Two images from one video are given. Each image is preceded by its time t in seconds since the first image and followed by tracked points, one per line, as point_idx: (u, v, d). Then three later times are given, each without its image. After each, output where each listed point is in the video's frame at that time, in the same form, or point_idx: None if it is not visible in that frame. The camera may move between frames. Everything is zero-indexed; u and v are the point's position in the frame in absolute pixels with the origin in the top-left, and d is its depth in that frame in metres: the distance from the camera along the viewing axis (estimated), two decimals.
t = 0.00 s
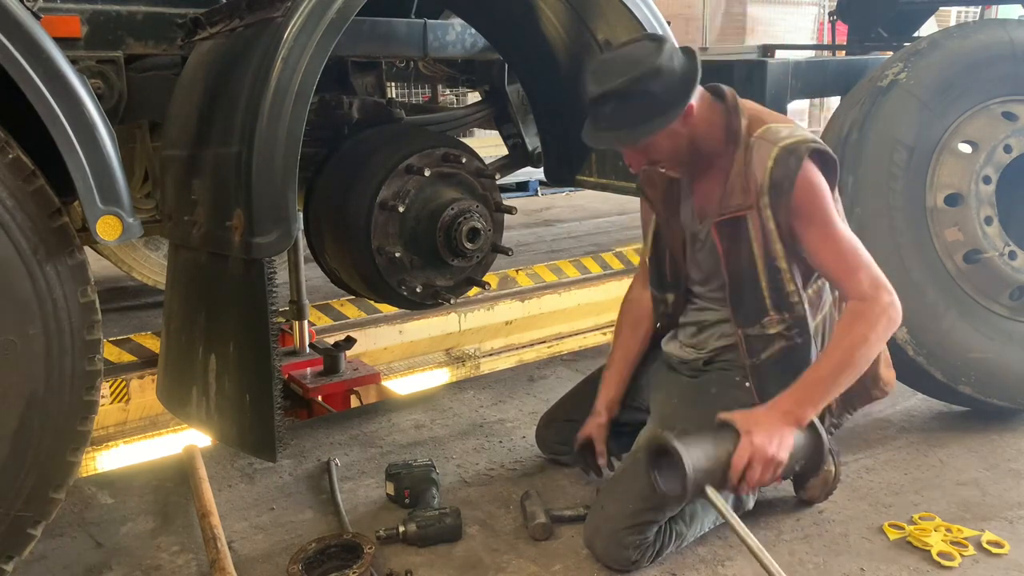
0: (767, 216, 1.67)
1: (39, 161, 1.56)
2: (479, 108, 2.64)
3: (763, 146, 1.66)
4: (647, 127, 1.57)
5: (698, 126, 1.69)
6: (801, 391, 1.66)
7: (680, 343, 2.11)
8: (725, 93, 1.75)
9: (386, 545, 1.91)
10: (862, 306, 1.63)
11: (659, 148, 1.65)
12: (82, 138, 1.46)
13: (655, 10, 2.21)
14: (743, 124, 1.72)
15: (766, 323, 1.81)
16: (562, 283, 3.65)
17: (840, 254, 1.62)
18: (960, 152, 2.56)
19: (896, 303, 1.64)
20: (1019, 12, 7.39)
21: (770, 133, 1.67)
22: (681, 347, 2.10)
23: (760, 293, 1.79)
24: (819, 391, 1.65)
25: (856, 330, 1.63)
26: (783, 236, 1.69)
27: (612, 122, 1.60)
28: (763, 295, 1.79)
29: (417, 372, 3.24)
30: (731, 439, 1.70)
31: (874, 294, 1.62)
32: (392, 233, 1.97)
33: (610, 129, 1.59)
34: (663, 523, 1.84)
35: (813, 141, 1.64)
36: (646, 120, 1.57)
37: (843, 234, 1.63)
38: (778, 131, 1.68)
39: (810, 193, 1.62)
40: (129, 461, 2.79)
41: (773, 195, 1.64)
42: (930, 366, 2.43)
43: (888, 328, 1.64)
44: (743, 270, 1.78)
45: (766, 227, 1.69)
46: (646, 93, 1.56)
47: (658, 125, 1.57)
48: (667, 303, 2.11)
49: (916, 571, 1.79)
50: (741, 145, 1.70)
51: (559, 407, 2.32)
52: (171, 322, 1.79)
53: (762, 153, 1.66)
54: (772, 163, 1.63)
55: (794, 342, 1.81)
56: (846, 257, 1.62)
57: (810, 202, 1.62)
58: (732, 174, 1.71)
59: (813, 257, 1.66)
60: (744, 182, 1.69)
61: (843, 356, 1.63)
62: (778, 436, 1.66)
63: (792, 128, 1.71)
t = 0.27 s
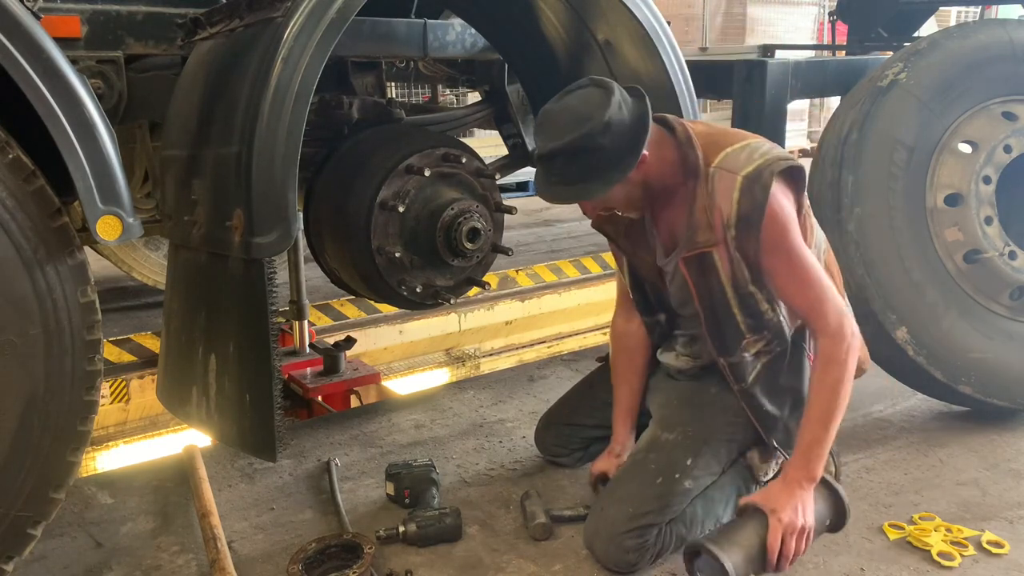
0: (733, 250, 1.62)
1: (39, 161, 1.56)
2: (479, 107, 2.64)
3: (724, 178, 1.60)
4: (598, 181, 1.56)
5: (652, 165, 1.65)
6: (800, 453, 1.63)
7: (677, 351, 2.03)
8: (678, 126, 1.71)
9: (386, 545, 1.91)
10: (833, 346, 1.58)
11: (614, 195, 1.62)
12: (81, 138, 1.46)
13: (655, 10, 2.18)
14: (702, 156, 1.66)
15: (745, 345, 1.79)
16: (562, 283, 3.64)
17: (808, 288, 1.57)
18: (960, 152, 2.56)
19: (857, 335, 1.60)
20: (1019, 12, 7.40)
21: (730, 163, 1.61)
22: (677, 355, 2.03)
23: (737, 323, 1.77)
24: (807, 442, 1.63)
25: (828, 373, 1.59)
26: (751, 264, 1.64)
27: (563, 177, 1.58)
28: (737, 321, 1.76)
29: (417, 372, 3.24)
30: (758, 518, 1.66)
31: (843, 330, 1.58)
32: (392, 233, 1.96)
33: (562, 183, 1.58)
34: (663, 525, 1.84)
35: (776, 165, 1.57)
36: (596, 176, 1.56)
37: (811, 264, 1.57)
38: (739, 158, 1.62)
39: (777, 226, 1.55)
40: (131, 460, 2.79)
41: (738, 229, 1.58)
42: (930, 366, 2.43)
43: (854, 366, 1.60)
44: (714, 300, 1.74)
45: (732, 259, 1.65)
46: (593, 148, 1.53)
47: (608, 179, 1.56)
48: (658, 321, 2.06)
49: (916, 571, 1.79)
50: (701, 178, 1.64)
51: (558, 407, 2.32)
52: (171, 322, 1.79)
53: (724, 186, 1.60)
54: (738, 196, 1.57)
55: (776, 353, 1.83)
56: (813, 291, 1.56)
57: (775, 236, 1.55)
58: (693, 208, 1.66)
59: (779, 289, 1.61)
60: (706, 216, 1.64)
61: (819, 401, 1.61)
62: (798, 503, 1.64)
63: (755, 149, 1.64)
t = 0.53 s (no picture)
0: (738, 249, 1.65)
1: (39, 161, 1.56)
2: (479, 107, 2.64)
3: (734, 180, 1.63)
4: (609, 176, 1.56)
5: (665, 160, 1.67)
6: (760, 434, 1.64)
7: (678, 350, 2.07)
8: (693, 123, 1.72)
9: (386, 545, 1.91)
10: (832, 338, 1.59)
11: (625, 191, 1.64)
12: (81, 138, 1.46)
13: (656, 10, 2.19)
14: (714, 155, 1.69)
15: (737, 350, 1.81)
16: (562, 283, 3.64)
17: (810, 281, 1.59)
18: (960, 152, 2.56)
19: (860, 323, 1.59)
20: (1019, 12, 7.39)
21: (741, 165, 1.64)
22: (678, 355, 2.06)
23: (731, 326, 1.79)
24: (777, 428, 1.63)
25: (825, 361, 1.60)
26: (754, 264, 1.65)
27: (575, 171, 1.59)
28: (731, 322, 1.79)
29: (417, 372, 3.25)
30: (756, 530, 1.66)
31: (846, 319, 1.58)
32: (392, 233, 1.96)
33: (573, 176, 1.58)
34: (663, 524, 1.84)
35: (788, 170, 1.60)
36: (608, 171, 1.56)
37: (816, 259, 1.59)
38: (750, 162, 1.65)
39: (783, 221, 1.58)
40: (129, 459, 2.82)
41: (744, 229, 1.61)
42: (930, 367, 2.42)
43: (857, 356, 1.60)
44: (712, 302, 1.77)
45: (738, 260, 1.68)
46: (607, 142, 1.53)
47: (620, 174, 1.56)
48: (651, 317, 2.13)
49: (916, 571, 1.79)
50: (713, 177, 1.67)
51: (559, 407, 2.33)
52: (171, 322, 1.79)
53: (733, 187, 1.63)
54: (746, 198, 1.60)
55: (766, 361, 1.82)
56: (818, 284, 1.58)
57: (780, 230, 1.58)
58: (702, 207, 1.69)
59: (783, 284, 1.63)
60: (714, 216, 1.67)
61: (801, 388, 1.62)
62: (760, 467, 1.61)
63: (767, 154, 1.67)
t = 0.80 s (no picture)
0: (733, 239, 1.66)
1: (39, 161, 1.56)
2: (479, 107, 2.64)
3: (738, 167, 1.65)
4: (625, 147, 1.58)
5: (675, 140, 1.67)
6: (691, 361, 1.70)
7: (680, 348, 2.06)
8: (701, 107, 1.73)
9: (386, 545, 1.91)
10: (788, 337, 1.66)
11: (636, 167, 1.64)
12: (81, 138, 1.46)
13: (656, 9, 2.19)
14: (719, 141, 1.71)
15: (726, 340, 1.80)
16: (562, 283, 3.65)
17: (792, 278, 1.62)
18: (960, 152, 2.56)
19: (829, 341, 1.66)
20: (1019, 12, 7.39)
21: (747, 151, 1.66)
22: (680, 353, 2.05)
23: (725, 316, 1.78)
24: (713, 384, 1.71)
25: (785, 355, 1.66)
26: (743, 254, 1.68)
27: (590, 142, 1.60)
28: (726, 317, 1.78)
29: (417, 372, 3.26)
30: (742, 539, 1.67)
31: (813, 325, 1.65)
32: (392, 233, 1.96)
33: (589, 146, 1.59)
34: (663, 525, 1.83)
35: (792, 163, 1.62)
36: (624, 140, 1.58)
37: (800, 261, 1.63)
38: (755, 151, 1.67)
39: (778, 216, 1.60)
40: (130, 460, 2.83)
41: (742, 217, 1.63)
42: (930, 367, 2.42)
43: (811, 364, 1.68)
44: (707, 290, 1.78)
45: (731, 253, 1.68)
46: (627, 112, 1.56)
47: (639, 144, 1.58)
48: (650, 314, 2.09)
49: (916, 571, 1.79)
50: (717, 165, 1.69)
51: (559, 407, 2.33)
52: (171, 322, 1.79)
53: (737, 174, 1.65)
54: (746, 185, 1.62)
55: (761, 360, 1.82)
56: (796, 286, 1.62)
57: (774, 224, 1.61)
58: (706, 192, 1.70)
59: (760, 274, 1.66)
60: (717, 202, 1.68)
61: (749, 359, 1.68)
62: (649, 385, 1.72)
63: (773, 146, 1.70)
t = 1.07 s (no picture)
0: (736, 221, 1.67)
1: (39, 160, 1.56)
2: (479, 107, 2.64)
3: (726, 154, 1.67)
4: (607, 146, 1.55)
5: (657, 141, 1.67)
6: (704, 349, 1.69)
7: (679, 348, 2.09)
8: (677, 110, 1.75)
9: (386, 545, 1.91)
10: (805, 310, 1.65)
11: (619, 169, 1.61)
12: (81, 138, 1.46)
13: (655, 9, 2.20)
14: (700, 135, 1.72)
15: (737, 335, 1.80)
16: (562, 283, 3.65)
17: (801, 253, 1.63)
18: (960, 152, 2.56)
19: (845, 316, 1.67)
20: (1019, 12, 7.39)
21: (733, 138, 1.68)
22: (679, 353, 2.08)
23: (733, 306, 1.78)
24: (733, 364, 1.69)
25: (802, 331, 1.65)
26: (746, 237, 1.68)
27: (571, 143, 1.57)
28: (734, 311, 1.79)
29: (417, 372, 3.25)
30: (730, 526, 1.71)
31: (830, 297, 1.65)
32: (392, 233, 1.96)
33: (569, 147, 1.56)
34: (663, 527, 1.83)
35: (779, 140, 1.64)
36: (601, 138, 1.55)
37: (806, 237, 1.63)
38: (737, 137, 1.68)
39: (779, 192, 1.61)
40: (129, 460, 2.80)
41: (740, 199, 1.64)
42: (930, 367, 2.42)
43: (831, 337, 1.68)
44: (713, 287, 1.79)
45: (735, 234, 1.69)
46: (607, 109, 1.54)
47: (619, 142, 1.56)
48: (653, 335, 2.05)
49: (916, 571, 1.79)
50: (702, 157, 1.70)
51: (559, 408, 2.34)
52: (171, 322, 1.79)
53: (726, 161, 1.66)
54: (739, 167, 1.63)
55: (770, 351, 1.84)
56: (805, 260, 1.63)
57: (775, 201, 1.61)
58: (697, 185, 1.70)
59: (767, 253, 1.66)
60: (709, 191, 1.69)
61: (769, 340, 1.66)
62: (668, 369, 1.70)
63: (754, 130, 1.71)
